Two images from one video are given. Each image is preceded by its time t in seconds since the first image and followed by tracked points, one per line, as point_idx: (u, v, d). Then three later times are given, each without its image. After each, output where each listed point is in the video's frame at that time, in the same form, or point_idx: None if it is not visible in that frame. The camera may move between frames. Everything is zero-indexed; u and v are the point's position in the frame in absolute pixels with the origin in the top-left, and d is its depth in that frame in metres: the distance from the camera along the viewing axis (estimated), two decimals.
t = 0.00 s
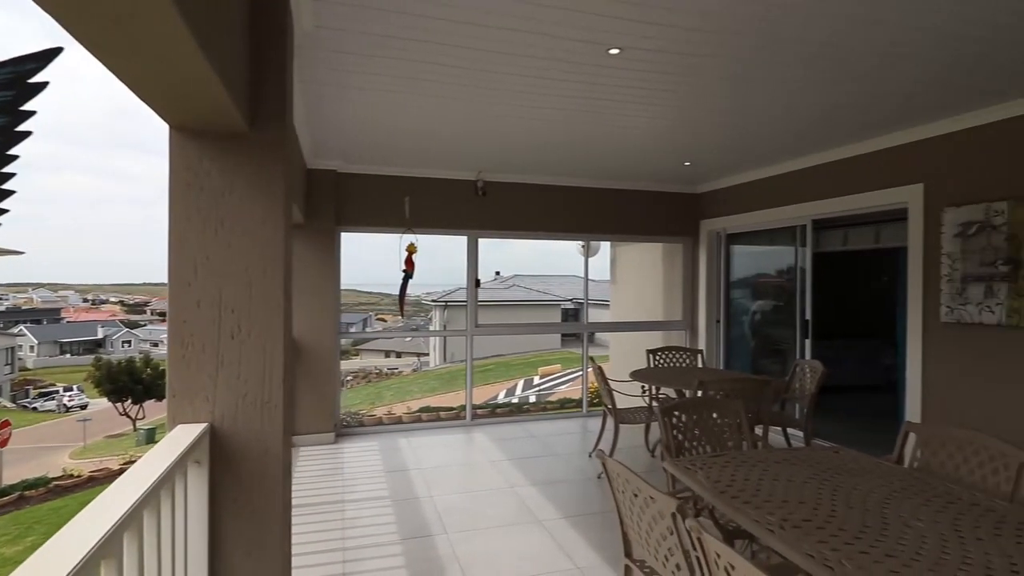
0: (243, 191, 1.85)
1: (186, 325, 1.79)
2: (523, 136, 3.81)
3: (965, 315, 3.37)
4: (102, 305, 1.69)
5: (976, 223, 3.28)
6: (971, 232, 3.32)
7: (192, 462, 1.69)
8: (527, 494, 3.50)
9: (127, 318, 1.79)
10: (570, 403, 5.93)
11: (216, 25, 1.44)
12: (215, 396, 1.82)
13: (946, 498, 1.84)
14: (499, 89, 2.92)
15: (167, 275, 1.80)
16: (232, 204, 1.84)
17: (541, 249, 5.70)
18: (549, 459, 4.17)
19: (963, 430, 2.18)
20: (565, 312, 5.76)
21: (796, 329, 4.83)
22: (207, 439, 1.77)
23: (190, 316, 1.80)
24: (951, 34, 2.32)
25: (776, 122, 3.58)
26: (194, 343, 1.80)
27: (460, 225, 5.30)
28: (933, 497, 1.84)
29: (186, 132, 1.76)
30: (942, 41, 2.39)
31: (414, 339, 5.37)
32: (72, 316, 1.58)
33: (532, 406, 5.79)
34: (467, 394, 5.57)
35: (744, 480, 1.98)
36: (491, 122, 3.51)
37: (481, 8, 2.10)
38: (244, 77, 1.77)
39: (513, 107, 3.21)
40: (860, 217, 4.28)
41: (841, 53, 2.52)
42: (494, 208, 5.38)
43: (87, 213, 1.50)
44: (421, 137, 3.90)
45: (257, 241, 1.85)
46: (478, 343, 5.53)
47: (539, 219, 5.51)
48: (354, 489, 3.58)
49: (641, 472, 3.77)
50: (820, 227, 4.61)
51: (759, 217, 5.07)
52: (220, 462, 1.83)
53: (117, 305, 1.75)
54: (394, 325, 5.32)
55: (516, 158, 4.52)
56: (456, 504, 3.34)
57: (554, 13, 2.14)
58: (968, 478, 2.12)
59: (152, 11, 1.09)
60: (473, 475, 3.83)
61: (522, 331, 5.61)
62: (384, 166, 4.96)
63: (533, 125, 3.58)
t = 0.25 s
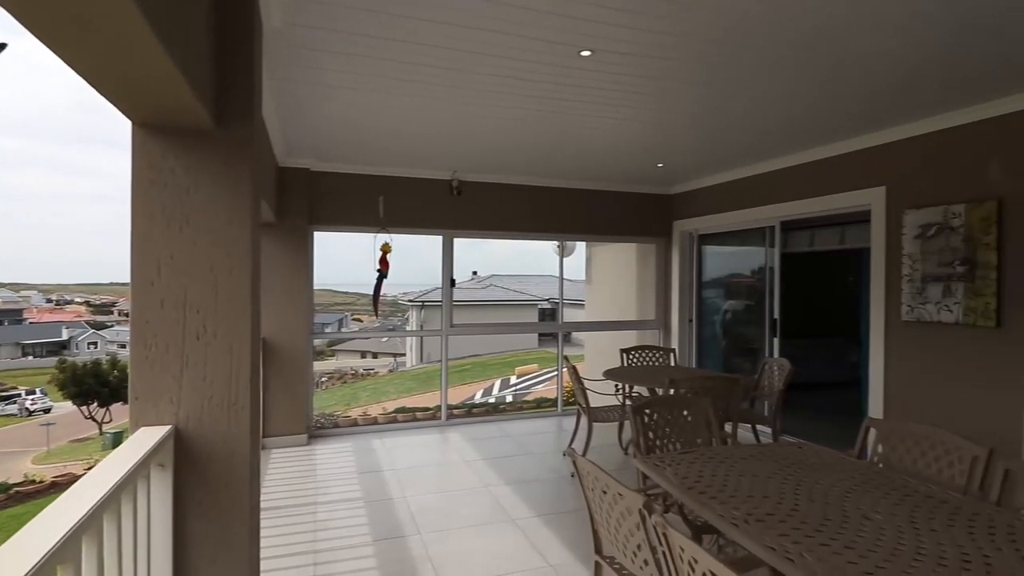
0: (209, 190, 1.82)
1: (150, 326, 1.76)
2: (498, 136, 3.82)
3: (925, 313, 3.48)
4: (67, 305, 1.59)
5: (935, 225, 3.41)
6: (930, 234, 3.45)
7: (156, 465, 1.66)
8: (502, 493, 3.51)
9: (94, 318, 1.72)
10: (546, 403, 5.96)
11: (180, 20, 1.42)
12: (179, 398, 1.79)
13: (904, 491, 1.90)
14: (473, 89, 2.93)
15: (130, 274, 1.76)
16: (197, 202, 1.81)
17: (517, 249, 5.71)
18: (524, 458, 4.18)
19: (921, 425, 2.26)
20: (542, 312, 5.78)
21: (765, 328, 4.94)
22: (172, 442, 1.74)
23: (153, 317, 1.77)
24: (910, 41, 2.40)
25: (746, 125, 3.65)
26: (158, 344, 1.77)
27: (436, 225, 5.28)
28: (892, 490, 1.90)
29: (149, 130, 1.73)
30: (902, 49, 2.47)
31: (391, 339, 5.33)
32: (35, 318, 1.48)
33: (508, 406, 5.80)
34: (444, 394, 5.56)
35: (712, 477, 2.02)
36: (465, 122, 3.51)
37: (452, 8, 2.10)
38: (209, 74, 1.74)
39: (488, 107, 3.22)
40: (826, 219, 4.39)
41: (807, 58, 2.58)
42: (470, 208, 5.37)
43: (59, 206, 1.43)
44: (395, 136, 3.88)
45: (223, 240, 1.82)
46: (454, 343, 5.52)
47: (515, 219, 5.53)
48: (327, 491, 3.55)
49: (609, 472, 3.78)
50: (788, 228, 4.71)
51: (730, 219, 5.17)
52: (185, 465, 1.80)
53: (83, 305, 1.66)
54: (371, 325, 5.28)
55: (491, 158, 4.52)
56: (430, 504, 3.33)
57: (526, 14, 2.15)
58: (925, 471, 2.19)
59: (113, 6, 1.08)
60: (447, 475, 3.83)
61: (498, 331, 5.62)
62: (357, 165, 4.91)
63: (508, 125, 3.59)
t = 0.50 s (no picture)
0: (175, 187, 1.78)
1: (114, 325, 1.72)
2: (474, 135, 3.82)
3: (889, 312, 3.58)
4: (32, 306, 1.57)
5: (899, 226, 3.52)
6: (894, 235, 3.55)
7: (119, 468, 1.63)
8: (477, 493, 3.51)
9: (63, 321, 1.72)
10: (523, 402, 5.97)
11: (144, 15, 1.39)
12: (144, 399, 1.75)
13: (866, 485, 1.95)
14: (450, 88, 2.93)
15: (92, 273, 1.72)
16: (163, 200, 1.77)
17: (494, 249, 5.72)
18: (500, 457, 4.19)
19: (883, 421, 2.32)
20: (520, 312, 5.80)
21: (738, 327, 5.02)
22: (136, 444, 1.70)
23: (117, 316, 1.73)
24: (874, 47, 2.47)
25: (718, 127, 3.71)
26: (122, 344, 1.73)
27: (412, 224, 5.25)
28: (855, 484, 1.95)
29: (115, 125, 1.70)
30: (867, 54, 2.53)
31: (369, 339, 5.29)
32: None
33: (486, 405, 5.80)
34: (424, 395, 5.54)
35: (682, 473, 2.05)
36: (442, 121, 3.51)
37: (425, 6, 2.09)
38: (176, 69, 1.71)
39: (464, 106, 3.22)
40: (795, 219, 4.48)
41: (776, 61, 2.63)
42: (446, 207, 5.36)
43: None
44: (371, 135, 3.85)
45: (190, 238, 1.79)
46: (431, 343, 5.50)
47: (491, 219, 5.53)
48: (300, 493, 3.51)
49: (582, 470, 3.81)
50: (759, 228, 4.80)
51: (703, 219, 5.24)
52: (151, 467, 1.77)
53: (49, 305, 1.65)
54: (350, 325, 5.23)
55: (468, 157, 4.52)
56: (404, 505, 3.32)
57: (500, 13, 2.15)
58: (888, 465, 2.25)
59: None
60: (422, 475, 3.81)
61: (476, 331, 5.62)
62: (331, 163, 4.86)
63: (485, 125, 3.59)
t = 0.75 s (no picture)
0: (142, 185, 1.75)
1: (78, 326, 1.68)
2: (451, 135, 3.82)
3: (857, 312, 3.67)
4: None
5: (867, 227, 3.60)
6: (863, 236, 3.63)
7: (83, 472, 1.59)
8: (455, 493, 3.50)
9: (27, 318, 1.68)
10: (503, 402, 5.98)
11: (110, 9, 1.36)
12: (110, 402, 1.71)
13: (833, 480, 2.00)
14: (426, 87, 2.92)
15: (55, 272, 1.67)
16: (129, 197, 1.74)
17: (473, 248, 5.72)
18: (478, 457, 4.19)
19: (850, 418, 2.37)
20: (500, 312, 5.81)
21: (712, 326, 5.09)
22: (101, 448, 1.66)
23: (82, 317, 1.69)
24: (841, 53, 2.53)
25: (693, 129, 3.76)
26: (87, 345, 1.69)
27: (390, 223, 5.22)
28: (823, 479, 2.00)
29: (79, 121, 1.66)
30: (834, 60, 2.59)
31: (348, 339, 5.24)
32: None
33: (465, 405, 5.80)
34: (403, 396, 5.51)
35: (656, 471, 2.07)
36: (419, 120, 3.49)
37: (398, 5, 2.08)
38: (144, 64, 1.68)
39: (441, 106, 3.21)
40: (768, 221, 4.56)
41: (747, 66, 2.68)
42: (424, 206, 5.34)
43: None
44: (347, 133, 3.82)
45: (158, 237, 1.76)
46: (410, 343, 5.47)
47: (470, 219, 5.53)
48: (274, 495, 3.46)
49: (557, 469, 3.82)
50: (733, 229, 4.88)
51: (680, 220, 5.31)
52: (117, 470, 1.73)
53: (15, 306, 1.62)
54: (330, 326, 5.17)
55: (446, 157, 4.52)
56: (380, 506, 3.30)
57: (474, 13, 2.15)
58: (854, 460, 2.31)
59: None
60: (398, 476, 3.79)
61: (456, 331, 5.61)
62: (307, 161, 4.81)
63: (462, 125, 3.59)
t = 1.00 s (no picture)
0: (109, 183, 1.72)
1: (43, 327, 1.64)
2: (430, 134, 3.81)
3: (829, 311, 3.74)
4: None
5: (838, 229, 3.69)
6: (834, 237, 3.72)
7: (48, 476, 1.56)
8: (432, 493, 3.50)
9: None
10: (483, 402, 5.98)
11: (75, 3, 1.34)
12: (76, 404, 1.68)
13: (802, 476, 2.04)
14: (403, 86, 2.91)
15: (19, 272, 1.63)
16: (96, 195, 1.70)
17: (454, 248, 5.71)
18: (456, 457, 4.18)
19: (820, 415, 2.42)
20: (481, 312, 5.80)
21: (689, 325, 5.15)
22: (67, 451, 1.63)
23: (47, 317, 1.65)
24: (812, 58, 2.58)
25: (669, 131, 3.80)
26: (52, 346, 1.65)
27: (368, 223, 5.19)
28: (793, 475, 2.04)
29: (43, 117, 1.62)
30: (806, 64, 2.65)
31: (328, 340, 5.19)
32: None
33: (445, 406, 5.78)
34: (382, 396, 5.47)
35: (630, 469, 2.10)
36: (397, 119, 3.48)
37: (373, 4, 2.07)
38: (112, 60, 1.65)
39: (419, 105, 3.20)
40: (743, 221, 4.63)
41: (721, 69, 2.72)
42: (403, 206, 5.31)
43: None
44: (325, 132, 3.79)
45: (127, 236, 1.73)
46: (390, 343, 5.43)
47: (450, 218, 5.51)
48: (249, 498, 3.42)
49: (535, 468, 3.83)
50: (710, 230, 4.94)
51: (657, 221, 5.36)
52: (84, 474, 1.69)
53: None
54: (309, 326, 5.12)
55: (425, 156, 4.50)
56: (357, 507, 3.27)
57: (450, 13, 2.15)
58: (823, 456, 2.36)
59: None
60: (376, 477, 3.77)
61: (436, 331, 5.59)
62: (283, 159, 4.75)
63: (441, 124, 3.58)
